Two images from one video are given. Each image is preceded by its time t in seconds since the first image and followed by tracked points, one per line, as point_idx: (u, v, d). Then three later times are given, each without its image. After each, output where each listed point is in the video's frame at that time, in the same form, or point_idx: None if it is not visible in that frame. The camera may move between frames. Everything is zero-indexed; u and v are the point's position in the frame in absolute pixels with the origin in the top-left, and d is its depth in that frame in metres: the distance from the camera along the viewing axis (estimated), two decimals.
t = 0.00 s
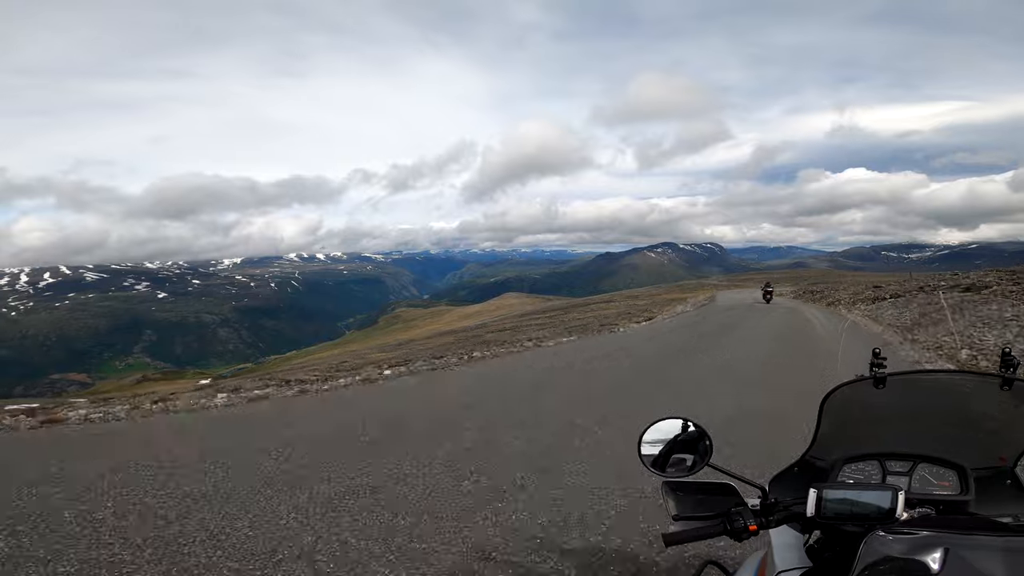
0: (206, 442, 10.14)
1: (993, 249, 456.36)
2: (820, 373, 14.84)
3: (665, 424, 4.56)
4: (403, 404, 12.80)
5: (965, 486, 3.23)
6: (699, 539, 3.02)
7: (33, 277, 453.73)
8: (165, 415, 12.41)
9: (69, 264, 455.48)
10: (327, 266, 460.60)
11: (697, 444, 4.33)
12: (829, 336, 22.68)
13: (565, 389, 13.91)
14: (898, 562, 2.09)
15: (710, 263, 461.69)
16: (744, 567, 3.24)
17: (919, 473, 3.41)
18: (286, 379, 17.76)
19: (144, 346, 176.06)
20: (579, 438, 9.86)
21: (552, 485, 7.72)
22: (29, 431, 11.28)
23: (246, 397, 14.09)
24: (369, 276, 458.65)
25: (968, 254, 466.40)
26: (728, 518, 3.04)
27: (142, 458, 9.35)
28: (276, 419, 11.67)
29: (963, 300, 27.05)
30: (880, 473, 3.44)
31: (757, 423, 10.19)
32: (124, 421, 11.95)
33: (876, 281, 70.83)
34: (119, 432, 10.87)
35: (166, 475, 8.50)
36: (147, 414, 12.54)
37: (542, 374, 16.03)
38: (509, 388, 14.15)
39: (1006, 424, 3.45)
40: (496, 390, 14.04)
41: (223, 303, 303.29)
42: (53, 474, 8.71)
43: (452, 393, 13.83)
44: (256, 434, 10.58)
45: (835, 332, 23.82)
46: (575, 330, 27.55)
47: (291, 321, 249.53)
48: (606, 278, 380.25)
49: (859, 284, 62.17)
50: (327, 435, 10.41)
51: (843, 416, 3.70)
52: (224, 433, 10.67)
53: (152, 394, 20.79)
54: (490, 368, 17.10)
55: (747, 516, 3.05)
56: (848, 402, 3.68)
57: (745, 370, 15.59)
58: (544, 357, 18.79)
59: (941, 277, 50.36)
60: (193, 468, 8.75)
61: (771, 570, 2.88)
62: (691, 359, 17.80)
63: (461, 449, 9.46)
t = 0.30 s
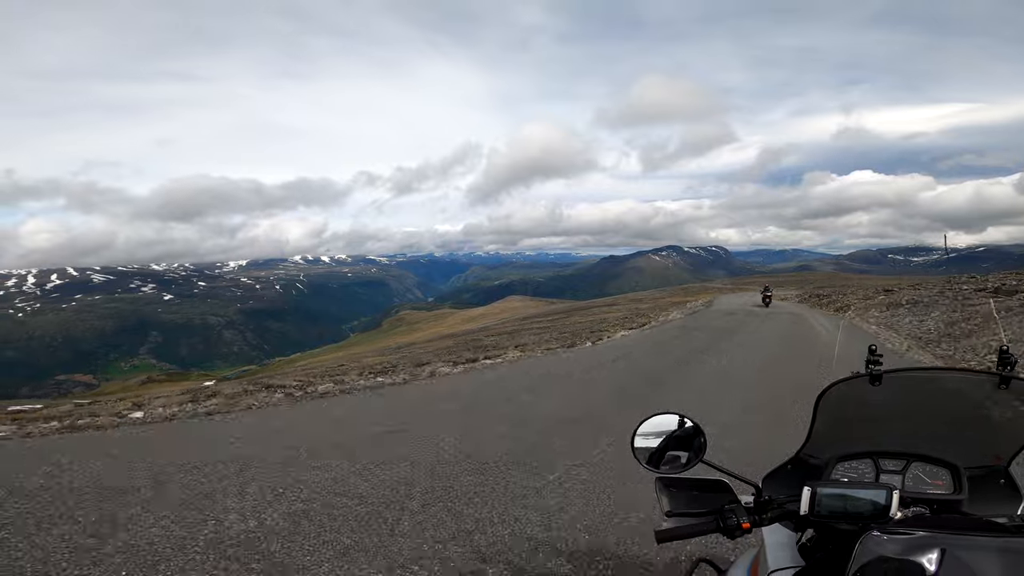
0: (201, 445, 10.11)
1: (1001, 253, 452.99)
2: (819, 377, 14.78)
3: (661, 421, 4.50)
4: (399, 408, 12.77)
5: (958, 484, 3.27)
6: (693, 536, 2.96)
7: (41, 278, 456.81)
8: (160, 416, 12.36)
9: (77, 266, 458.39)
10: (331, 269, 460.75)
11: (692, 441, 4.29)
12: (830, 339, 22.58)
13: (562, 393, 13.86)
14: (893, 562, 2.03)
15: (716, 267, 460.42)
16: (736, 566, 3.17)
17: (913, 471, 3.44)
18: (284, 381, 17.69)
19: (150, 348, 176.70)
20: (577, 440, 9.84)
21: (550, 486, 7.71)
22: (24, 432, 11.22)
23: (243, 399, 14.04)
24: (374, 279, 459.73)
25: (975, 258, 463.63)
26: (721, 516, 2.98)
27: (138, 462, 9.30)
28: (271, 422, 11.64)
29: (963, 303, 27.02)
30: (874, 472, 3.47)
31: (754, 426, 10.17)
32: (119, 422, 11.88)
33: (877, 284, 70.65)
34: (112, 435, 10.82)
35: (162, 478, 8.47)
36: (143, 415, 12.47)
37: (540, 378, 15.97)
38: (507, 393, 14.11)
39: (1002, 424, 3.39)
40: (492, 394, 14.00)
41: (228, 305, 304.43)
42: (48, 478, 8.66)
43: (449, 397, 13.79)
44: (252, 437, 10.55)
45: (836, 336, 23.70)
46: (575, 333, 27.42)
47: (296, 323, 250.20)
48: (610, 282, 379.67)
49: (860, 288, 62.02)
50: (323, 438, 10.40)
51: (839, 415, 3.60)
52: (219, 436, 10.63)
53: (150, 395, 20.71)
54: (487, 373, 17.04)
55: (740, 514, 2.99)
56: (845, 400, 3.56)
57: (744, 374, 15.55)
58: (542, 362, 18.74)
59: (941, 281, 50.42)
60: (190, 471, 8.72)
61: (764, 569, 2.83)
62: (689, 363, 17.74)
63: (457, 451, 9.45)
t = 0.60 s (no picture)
0: (196, 446, 10.06)
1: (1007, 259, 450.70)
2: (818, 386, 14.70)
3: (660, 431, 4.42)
4: (396, 410, 12.72)
5: (947, 497, 3.28)
6: (686, 543, 2.89)
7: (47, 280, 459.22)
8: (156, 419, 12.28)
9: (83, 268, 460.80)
10: (336, 273, 461.79)
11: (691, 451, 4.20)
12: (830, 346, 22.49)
13: (560, 399, 13.77)
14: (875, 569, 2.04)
15: (720, 272, 459.23)
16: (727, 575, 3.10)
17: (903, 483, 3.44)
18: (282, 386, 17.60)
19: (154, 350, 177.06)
20: (572, 445, 9.77)
21: (545, 490, 7.64)
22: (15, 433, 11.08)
23: (239, 402, 13.96)
24: (378, 282, 460.50)
25: (982, 263, 460.95)
26: (713, 523, 2.90)
27: (130, 460, 9.17)
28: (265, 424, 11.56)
29: (963, 311, 26.97)
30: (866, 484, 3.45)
31: (752, 434, 10.10)
32: (114, 425, 11.81)
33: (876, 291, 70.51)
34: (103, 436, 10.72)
35: (156, 473, 8.40)
36: (139, 418, 12.41)
37: (538, 385, 15.86)
38: (505, 397, 14.02)
39: (990, 438, 3.38)
40: (490, 398, 13.92)
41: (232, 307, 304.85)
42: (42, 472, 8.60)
43: (446, 400, 13.72)
44: (248, 438, 10.51)
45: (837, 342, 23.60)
46: (575, 340, 27.30)
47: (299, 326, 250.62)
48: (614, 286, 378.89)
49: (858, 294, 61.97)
50: (318, 439, 10.35)
51: (831, 428, 3.56)
52: (212, 438, 10.53)
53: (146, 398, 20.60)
54: (485, 379, 16.95)
55: (732, 522, 2.92)
56: (836, 414, 3.51)
57: (740, 381, 15.50)
58: (542, 369, 18.65)
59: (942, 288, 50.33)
60: (186, 467, 8.67)
61: None
62: (689, 369, 17.67)
63: (453, 454, 9.36)
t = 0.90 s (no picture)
0: (193, 436, 10.02)
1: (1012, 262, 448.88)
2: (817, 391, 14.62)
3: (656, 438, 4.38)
4: (393, 410, 12.67)
5: (948, 503, 3.21)
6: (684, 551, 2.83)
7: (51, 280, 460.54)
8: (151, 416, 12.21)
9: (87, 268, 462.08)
10: (338, 274, 462.25)
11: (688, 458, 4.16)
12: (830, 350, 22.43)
13: (558, 403, 13.70)
14: None
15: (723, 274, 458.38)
16: None
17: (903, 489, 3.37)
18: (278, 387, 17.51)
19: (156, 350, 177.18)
20: (569, 453, 9.64)
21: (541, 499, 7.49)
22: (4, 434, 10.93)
23: (235, 402, 13.89)
24: (380, 284, 460.89)
25: (985, 266, 459.44)
26: (711, 531, 2.85)
27: (120, 453, 9.02)
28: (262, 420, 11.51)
29: (960, 317, 26.99)
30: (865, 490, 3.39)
31: (751, 442, 10.03)
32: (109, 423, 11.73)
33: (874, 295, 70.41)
34: (96, 429, 10.58)
35: (155, 467, 8.37)
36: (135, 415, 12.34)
37: (536, 387, 15.79)
38: (503, 400, 13.95)
39: (990, 444, 3.32)
40: (488, 401, 13.86)
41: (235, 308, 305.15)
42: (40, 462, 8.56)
43: (444, 402, 13.67)
44: (245, 431, 10.47)
45: (836, 346, 23.54)
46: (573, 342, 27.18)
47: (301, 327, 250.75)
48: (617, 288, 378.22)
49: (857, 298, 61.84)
50: (316, 436, 10.30)
51: (830, 434, 3.51)
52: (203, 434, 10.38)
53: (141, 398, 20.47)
54: (483, 380, 16.87)
55: (730, 530, 2.86)
56: (834, 421, 3.47)
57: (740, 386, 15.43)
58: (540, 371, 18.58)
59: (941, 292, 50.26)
60: (186, 460, 8.64)
61: None
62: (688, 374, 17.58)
63: (453, 457, 9.31)
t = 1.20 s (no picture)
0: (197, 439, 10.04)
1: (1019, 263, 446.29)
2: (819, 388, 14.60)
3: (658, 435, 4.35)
4: (396, 408, 12.70)
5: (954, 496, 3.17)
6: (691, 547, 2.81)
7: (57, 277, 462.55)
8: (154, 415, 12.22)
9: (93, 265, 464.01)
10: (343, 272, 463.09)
11: (691, 453, 4.13)
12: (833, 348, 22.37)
13: (560, 400, 13.72)
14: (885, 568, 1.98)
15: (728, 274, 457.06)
16: None
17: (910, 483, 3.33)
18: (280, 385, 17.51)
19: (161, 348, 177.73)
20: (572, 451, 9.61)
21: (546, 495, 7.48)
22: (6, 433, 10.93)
23: (237, 399, 13.91)
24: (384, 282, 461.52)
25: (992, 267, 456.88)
26: (718, 526, 2.83)
27: (123, 456, 9.03)
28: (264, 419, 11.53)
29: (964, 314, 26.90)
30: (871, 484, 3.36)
31: (753, 437, 10.02)
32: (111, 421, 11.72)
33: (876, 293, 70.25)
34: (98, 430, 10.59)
35: (161, 469, 8.42)
36: (137, 414, 12.34)
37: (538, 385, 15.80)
38: (505, 397, 13.97)
39: (997, 435, 3.29)
40: (490, 398, 13.88)
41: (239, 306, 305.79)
42: (44, 467, 8.58)
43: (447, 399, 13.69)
44: (247, 432, 10.49)
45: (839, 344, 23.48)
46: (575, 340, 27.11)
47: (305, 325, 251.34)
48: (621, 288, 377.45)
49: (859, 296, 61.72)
50: (318, 435, 10.34)
51: (835, 427, 3.50)
52: (206, 435, 10.38)
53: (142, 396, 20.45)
54: (485, 377, 16.87)
55: (737, 524, 2.85)
56: (839, 413, 3.47)
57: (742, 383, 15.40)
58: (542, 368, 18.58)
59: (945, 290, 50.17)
60: (190, 462, 8.69)
61: None
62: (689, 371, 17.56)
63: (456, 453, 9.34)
